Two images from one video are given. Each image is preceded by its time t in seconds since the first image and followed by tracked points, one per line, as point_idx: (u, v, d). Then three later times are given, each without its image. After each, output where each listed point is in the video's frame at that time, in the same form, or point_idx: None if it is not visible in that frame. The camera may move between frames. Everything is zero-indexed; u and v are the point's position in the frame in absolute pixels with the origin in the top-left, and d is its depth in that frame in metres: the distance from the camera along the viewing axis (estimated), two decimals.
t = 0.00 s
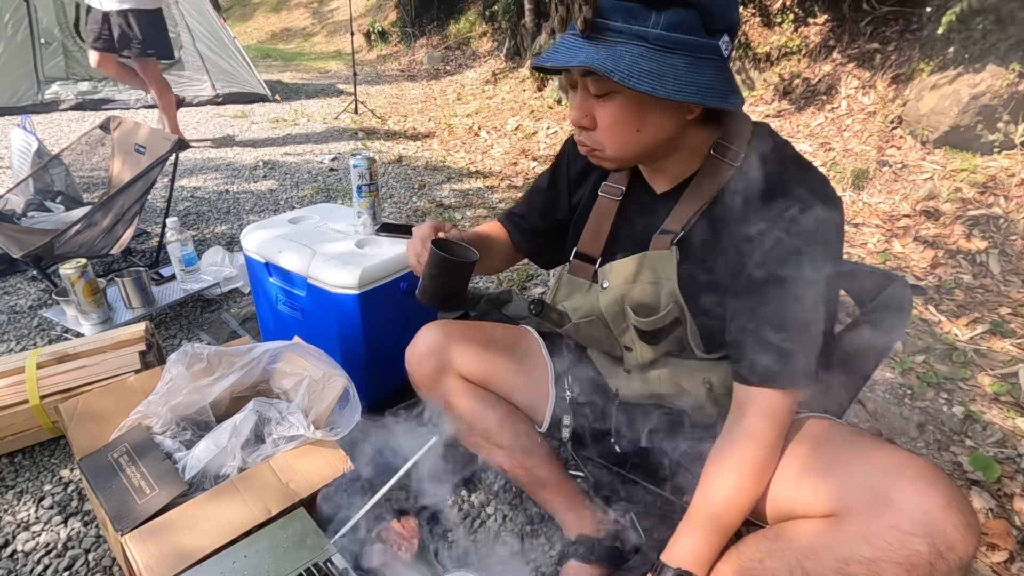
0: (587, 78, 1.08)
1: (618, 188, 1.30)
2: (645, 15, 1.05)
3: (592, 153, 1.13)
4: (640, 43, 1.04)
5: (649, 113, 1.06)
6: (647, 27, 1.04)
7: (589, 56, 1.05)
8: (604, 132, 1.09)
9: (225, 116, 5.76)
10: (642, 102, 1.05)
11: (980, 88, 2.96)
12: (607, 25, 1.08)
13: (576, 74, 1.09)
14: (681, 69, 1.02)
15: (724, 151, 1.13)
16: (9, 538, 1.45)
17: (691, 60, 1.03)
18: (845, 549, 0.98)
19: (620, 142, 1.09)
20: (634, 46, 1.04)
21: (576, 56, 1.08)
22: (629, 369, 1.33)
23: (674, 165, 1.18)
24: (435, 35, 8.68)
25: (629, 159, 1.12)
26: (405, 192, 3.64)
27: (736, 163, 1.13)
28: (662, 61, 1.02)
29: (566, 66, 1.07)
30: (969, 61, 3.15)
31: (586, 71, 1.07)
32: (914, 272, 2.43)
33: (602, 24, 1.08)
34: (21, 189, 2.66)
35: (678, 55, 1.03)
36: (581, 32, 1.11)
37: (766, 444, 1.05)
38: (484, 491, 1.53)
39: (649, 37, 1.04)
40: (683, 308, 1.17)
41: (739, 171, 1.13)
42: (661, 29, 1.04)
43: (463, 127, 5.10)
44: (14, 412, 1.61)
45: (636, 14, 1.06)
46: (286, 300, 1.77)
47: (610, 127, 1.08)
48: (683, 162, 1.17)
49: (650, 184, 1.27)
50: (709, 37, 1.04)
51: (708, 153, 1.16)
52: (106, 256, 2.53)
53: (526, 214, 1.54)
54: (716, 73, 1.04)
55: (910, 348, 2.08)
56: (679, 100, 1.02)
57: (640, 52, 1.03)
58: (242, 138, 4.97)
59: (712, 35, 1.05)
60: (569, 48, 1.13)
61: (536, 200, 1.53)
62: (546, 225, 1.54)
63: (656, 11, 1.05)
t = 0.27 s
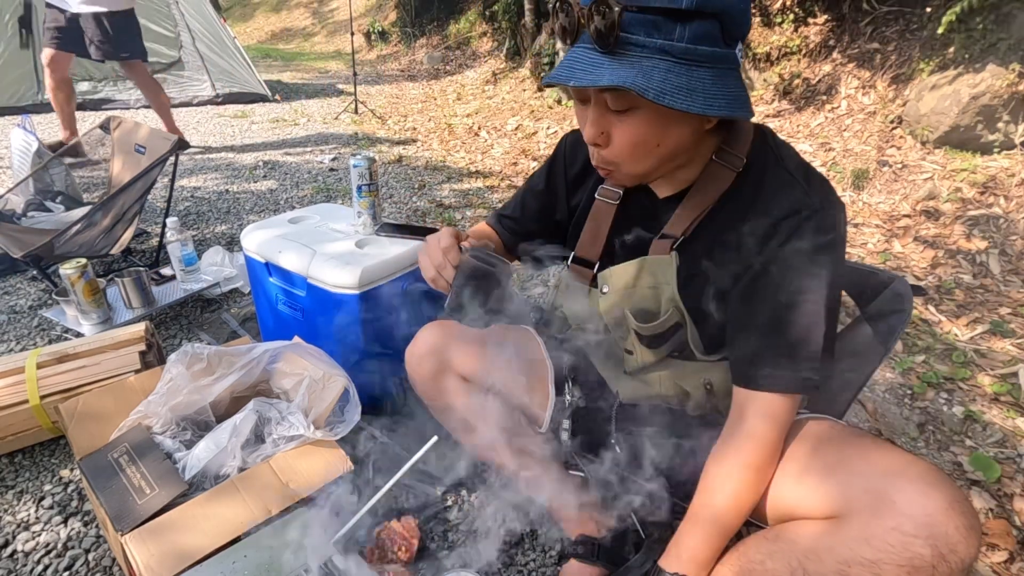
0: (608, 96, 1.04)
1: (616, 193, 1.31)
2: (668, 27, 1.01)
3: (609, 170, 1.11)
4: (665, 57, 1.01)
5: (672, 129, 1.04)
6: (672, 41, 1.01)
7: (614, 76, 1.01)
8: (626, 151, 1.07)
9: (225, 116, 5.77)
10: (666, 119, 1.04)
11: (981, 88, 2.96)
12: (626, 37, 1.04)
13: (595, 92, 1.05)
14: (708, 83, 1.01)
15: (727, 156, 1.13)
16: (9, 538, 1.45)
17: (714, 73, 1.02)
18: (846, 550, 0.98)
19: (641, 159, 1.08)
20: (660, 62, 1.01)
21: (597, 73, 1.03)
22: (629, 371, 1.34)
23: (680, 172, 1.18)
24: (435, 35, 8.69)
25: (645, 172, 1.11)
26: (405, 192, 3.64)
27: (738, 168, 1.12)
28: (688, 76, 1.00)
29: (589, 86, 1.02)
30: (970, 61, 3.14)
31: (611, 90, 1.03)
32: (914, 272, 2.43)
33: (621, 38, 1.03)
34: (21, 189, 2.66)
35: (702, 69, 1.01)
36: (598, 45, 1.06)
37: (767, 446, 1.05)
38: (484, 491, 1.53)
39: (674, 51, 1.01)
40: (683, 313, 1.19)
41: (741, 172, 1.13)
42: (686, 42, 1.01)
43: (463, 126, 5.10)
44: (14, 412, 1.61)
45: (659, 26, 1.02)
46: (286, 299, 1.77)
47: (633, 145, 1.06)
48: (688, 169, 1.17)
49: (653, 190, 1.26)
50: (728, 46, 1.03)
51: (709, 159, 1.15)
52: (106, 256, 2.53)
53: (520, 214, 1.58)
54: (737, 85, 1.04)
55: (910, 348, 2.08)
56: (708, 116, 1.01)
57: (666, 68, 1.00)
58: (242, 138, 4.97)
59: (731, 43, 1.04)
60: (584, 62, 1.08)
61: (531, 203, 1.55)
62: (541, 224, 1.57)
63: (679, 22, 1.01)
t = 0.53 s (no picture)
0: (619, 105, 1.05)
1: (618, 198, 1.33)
2: (679, 36, 1.01)
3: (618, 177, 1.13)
4: (676, 66, 1.02)
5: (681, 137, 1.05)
6: (683, 50, 1.01)
7: (626, 86, 1.01)
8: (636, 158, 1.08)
9: (224, 116, 5.77)
10: (677, 128, 1.04)
11: (981, 88, 2.96)
12: (637, 47, 1.04)
13: (606, 101, 1.05)
14: (719, 91, 1.02)
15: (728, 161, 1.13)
16: (9, 538, 1.45)
17: (725, 81, 1.03)
18: (848, 551, 0.98)
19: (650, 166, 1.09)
20: (671, 72, 1.01)
21: (608, 83, 1.04)
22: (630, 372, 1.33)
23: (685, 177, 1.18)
24: (435, 35, 8.69)
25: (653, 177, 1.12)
26: (405, 192, 3.64)
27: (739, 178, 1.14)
28: (699, 85, 1.01)
29: (601, 96, 1.02)
30: (970, 61, 3.14)
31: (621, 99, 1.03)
32: (914, 272, 2.43)
33: (632, 47, 1.03)
34: (21, 188, 2.66)
35: (712, 77, 1.02)
36: (608, 54, 1.06)
37: (768, 446, 1.05)
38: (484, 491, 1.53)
39: (686, 60, 1.02)
40: (684, 316, 1.19)
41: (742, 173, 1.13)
42: (697, 51, 1.01)
43: (463, 127, 5.10)
44: (14, 413, 1.61)
45: (671, 35, 1.02)
46: (286, 299, 1.77)
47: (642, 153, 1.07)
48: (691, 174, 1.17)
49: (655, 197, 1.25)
50: (737, 52, 1.04)
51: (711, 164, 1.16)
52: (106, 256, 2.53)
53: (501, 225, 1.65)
54: (746, 92, 1.05)
55: (910, 348, 2.08)
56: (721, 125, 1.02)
57: (677, 77, 1.01)
58: (242, 138, 4.97)
59: (740, 50, 1.04)
60: (593, 70, 1.08)
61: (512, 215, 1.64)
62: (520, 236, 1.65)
63: (691, 31, 1.01)
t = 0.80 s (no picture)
0: (620, 108, 1.05)
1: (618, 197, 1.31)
2: (681, 39, 1.01)
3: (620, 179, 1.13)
4: (678, 69, 1.02)
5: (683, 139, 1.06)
6: (685, 53, 1.01)
7: (627, 90, 1.01)
8: (638, 160, 1.09)
9: (224, 116, 5.77)
10: (677, 130, 1.05)
11: (981, 88, 2.96)
12: (638, 49, 1.04)
13: (607, 104, 1.06)
14: (720, 94, 1.02)
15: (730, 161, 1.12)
16: (9, 538, 1.45)
17: (726, 84, 1.03)
18: (849, 552, 0.98)
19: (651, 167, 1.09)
20: (672, 75, 1.01)
21: (609, 86, 1.04)
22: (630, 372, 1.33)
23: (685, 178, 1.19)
24: (435, 35, 8.69)
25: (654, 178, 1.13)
26: (405, 192, 3.64)
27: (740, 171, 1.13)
28: (701, 88, 1.01)
29: (603, 100, 1.03)
30: (970, 61, 3.14)
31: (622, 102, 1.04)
32: (914, 272, 2.43)
33: (633, 49, 1.03)
34: (21, 188, 2.67)
35: (714, 80, 1.02)
36: (609, 55, 1.06)
37: (769, 447, 1.05)
38: (484, 491, 1.53)
39: (688, 63, 1.02)
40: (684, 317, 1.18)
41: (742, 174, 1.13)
42: (699, 54, 1.01)
43: (463, 126, 5.10)
44: (14, 413, 1.61)
45: (673, 39, 1.02)
46: (286, 299, 1.77)
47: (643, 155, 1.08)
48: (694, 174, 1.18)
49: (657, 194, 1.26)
50: (738, 54, 1.04)
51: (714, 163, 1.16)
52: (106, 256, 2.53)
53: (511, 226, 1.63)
54: (748, 94, 1.05)
55: (910, 348, 2.08)
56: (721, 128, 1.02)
57: (678, 80, 1.01)
58: (242, 138, 4.97)
59: (742, 51, 1.04)
60: (594, 73, 1.08)
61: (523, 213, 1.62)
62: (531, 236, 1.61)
63: (692, 33, 1.01)
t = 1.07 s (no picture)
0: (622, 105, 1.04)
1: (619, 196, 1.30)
2: (683, 36, 1.01)
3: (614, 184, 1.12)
4: (679, 66, 1.01)
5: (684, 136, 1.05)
6: (687, 49, 1.01)
7: (630, 86, 1.01)
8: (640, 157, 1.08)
9: (225, 116, 5.77)
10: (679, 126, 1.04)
11: (981, 89, 2.96)
12: (640, 46, 1.03)
13: (609, 101, 1.05)
14: (723, 90, 1.01)
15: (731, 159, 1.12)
16: (9, 538, 1.45)
17: (728, 80, 1.02)
18: (849, 552, 0.98)
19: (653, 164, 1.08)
20: (674, 71, 1.01)
21: (611, 83, 1.03)
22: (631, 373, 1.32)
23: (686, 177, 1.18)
24: (435, 35, 8.69)
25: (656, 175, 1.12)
26: (405, 192, 3.64)
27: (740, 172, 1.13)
28: (703, 84, 1.01)
29: (605, 96, 1.02)
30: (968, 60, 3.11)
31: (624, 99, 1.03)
32: (914, 272, 2.43)
33: (636, 46, 1.03)
34: (21, 188, 2.67)
35: (716, 76, 1.01)
36: (611, 53, 1.06)
37: (768, 446, 1.05)
38: (484, 491, 1.53)
39: (690, 60, 1.01)
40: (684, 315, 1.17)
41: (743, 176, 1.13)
42: (701, 50, 1.01)
43: (463, 126, 5.10)
44: (14, 413, 1.61)
45: (674, 36, 1.02)
46: (286, 299, 1.77)
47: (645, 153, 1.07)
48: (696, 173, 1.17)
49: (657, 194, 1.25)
50: (740, 51, 1.04)
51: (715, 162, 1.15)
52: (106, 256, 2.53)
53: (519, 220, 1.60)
54: (750, 91, 1.04)
55: (910, 348, 2.08)
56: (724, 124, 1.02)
57: (680, 76, 1.01)
58: (242, 138, 4.97)
59: (744, 49, 1.03)
60: (596, 70, 1.08)
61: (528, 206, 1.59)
62: (535, 231, 1.59)
63: (695, 30, 1.00)
